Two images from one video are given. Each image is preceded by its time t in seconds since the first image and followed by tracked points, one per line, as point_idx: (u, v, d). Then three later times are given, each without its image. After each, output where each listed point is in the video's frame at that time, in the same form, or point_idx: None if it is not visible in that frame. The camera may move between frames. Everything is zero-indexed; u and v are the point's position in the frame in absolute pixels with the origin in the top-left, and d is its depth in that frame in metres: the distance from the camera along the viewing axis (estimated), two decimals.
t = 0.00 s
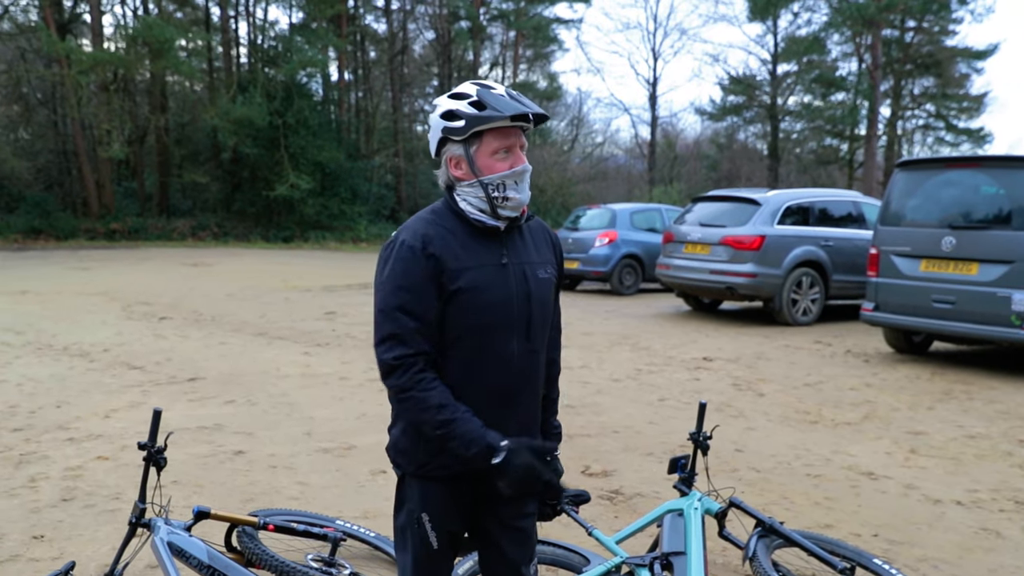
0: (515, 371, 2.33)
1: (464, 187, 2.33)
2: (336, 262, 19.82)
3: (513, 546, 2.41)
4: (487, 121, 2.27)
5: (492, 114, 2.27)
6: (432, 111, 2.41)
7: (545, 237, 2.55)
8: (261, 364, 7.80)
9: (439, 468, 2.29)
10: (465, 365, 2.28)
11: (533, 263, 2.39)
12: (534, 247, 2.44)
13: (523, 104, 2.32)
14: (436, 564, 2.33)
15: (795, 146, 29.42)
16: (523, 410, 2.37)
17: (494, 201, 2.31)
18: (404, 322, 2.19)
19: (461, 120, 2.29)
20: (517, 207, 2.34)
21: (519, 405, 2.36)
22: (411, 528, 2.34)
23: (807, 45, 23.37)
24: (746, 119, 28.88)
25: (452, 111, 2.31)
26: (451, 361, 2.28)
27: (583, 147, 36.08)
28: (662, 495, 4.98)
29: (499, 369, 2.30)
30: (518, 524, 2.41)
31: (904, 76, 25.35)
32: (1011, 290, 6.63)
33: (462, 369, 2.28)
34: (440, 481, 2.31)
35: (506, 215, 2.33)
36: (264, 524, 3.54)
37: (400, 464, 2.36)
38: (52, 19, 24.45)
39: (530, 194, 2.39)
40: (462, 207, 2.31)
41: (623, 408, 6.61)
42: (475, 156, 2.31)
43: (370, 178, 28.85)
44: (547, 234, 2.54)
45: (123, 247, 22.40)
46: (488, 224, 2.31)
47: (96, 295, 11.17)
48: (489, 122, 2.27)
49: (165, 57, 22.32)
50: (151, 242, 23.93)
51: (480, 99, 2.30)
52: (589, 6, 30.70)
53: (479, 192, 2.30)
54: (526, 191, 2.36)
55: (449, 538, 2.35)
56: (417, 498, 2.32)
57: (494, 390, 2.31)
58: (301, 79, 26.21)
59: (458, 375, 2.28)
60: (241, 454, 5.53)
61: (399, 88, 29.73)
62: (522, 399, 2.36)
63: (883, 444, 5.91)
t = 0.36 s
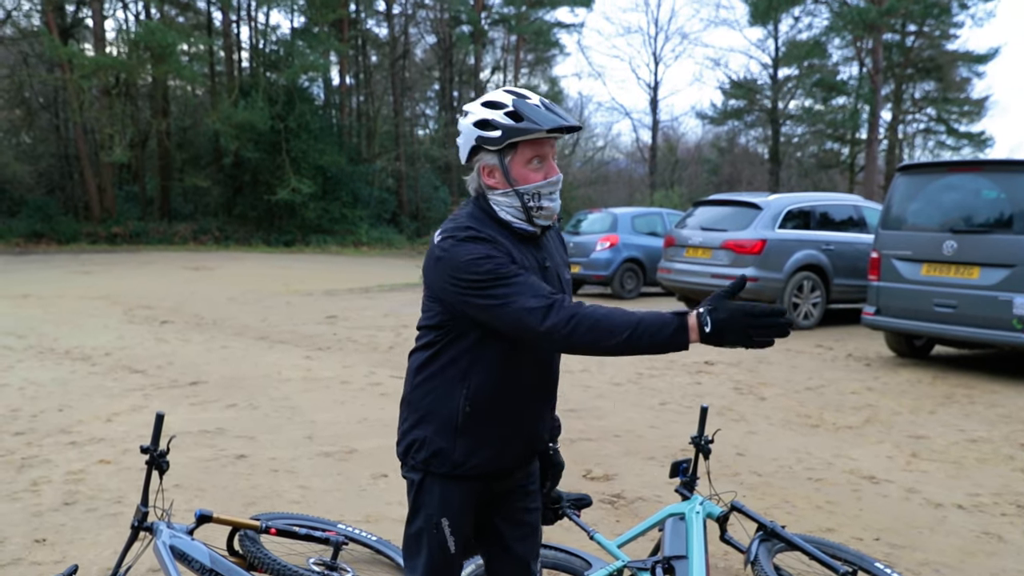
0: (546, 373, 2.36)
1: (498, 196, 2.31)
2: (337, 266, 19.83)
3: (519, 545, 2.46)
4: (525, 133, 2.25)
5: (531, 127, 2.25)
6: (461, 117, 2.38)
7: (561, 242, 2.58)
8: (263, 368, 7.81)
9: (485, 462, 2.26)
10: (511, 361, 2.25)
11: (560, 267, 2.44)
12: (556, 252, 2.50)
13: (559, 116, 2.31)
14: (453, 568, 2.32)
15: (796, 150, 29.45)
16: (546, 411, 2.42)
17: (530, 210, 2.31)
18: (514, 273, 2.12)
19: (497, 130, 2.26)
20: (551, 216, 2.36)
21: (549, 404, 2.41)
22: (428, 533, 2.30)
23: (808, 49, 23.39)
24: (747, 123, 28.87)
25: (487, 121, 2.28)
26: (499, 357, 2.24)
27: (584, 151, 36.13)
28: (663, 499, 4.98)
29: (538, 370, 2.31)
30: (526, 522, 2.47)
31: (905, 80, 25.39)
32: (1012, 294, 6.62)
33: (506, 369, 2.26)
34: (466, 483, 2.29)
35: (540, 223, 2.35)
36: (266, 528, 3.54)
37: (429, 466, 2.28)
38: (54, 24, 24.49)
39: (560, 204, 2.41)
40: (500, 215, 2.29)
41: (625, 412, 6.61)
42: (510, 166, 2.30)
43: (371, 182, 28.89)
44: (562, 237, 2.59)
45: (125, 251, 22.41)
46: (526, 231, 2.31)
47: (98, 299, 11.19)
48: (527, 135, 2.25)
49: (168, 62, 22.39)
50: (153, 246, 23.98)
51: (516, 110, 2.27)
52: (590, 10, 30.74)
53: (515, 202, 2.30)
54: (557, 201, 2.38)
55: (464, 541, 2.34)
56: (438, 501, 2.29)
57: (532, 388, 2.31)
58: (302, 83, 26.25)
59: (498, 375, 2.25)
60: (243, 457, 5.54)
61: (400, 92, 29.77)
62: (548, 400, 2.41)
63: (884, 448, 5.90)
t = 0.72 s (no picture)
0: (562, 380, 2.37)
1: (517, 200, 2.32)
2: (335, 270, 19.83)
3: (526, 550, 2.47)
4: (538, 138, 2.25)
5: (544, 132, 2.24)
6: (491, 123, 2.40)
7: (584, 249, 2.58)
8: (260, 372, 7.81)
9: (495, 464, 2.26)
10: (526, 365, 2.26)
11: (581, 274, 2.45)
12: (580, 260, 2.50)
13: (576, 122, 2.29)
14: (459, 570, 2.33)
15: (792, 154, 29.53)
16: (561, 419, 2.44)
17: (546, 215, 2.30)
18: (521, 272, 2.09)
19: (515, 135, 2.28)
20: (569, 223, 2.33)
21: (564, 411, 2.42)
22: (436, 533, 2.31)
23: (804, 53, 23.46)
24: (744, 127, 28.94)
25: (507, 126, 2.30)
26: (513, 360, 2.25)
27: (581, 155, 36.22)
28: (661, 503, 4.98)
29: (553, 376, 2.32)
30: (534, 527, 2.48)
31: (902, 84, 25.49)
32: (1008, 297, 6.64)
33: (521, 375, 2.26)
34: (476, 485, 2.30)
35: (558, 229, 2.33)
36: (263, 532, 3.54)
37: (439, 466, 2.29)
38: (52, 29, 24.49)
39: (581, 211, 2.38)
40: (518, 220, 2.30)
41: (622, 416, 6.61)
42: (527, 170, 2.31)
43: (369, 186, 28.83)
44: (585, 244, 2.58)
45: (122, 256, 22.39)
46: (544, 235, 2.31)
47: (95, 304, 11.18)
48: (540, 140, 2.25)
49: (165, 66, 22.45)
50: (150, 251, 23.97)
51: (534, 116, 2.28)
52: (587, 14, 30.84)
53: (531, 206, 2.29)
54: (576, 208, 2.35)
55: (471, 546, 2.34)
56: (446, 502, 2.29)
57: (548, 394, 2.32)
58: (300, 88, 26.22)
59: (514, 379, 2.26)
60: (240, 462, 5.53)
61: (398, 96, 29.84)
62: (563, 407, 2.42)
63: (881, 451, 5.91)
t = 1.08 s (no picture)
0: (542, 377, 2.36)
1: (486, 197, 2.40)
2: (326, 275, 19.79)
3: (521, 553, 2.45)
4: (509, 136, 2.32)
5: (514, 131, 2.31)
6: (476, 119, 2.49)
7: (571, 251, 2.59)
8: (251, 377, 7.80)
9: (468, 461, 2.27)
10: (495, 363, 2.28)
11: (562, 273, 2.46)
12: (562, 258, 2.50)
13: (547, 123, 2.36)
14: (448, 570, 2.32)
15: (783, 157, 29.57)
16: (546, 418, 2.42)
17: (512, 213, 2.36)
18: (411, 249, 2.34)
19: (489, 133, 2.35)
20: (537, 223, 2.37)
21: (547, 409, 2.41)
22: (423, 533, 2.32)
23: (794, 57, 23.53)
24: (735, 131, 29.01)
25: (484, 123, 2.37)
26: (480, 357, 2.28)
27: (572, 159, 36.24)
28: (651, 505, 4.99)
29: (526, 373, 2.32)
30: (527, 530, 2.46)
31: (891, 87, 25.60)
32: (997, 299, 6.67)
33: (489, 371, 2.28)
34: (459, 485, 2.30)
35: (526, 228, 2.37)
36: (253, 537, 3.54)
37: (422, 466, 2.31)
38: (42, 34, 24.42)
39: (552, 211, 2.42)
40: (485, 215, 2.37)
41: (613, 419, 6.62)
42: (499, 168, 2.38)
43: (360, 191, 28.78)
44: (574, 248, 2.60)
45: (112, 261, 22.29)
46: (512, 232, 2.35)
47: (86, 309, 11.15)
48: (510, 138, 2.32)
49: (155, 71, 22.40)
50: (141, 255, 23.89)
51: (509, 115, 2.36)
52: (578, 19, 30.89)
53: (498, 204, 2.36)
54: (544, 209, 2.39)
55: (460, 547, 2.34)
56: (432, 502, 2.31)
57: (525, 388, 2.33)
58: (291, 92, 26.26)
59: (484, 377, 2.28)
60: (231, 467, 5.52)
61: (389, 101, 29.86)
62: (547, 407, 2.41)
63: (872, 453, 5.93)
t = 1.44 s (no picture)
0: (505, 379, 2.39)
1: (463, 197, 2.44)
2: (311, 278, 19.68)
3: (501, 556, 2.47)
4: (495, 133, 2.40)
5: (500, 128, 2.40)
6: (434, 121, 2.51)
7: (538, 251, 2.64)
8: (236, 383, 7.77)
9: (429, 468, 2.31)
10: (453, 369, 2.33)
11: (525, 273, 2.50)
12: (526, 258, 2.55)
13: (526, 122, 2.47)
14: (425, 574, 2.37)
15: (767, 160, 29.71)
16: (515, 421, 2.45)
17: (492, 212, 2.42)
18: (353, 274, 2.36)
19: (467, 131, 2.40)
20: (513, 220, 2.46)
21: (513, 412, 2.44)
22: (399, 539, 2.36)
23: (778, 60, 23.67)
24: (719, 133, 29.13)
25: (460, 121, 2.42)
26: (436, 364, 2.33)
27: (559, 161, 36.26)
28: (636, 507, 5.00)
29: (486, 377, 2.36)
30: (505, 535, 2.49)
31: (874, 90, 25.77)
32: (977, 299, 6.72)
33: (446, 377, 2.32)
34: (429, 491, 2.34)
35: (501, 226, 2.45)
36: (237, 542, 3.53)
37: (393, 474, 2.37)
38: (23, 38, 24.27)
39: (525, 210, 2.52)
40: (459, 216, 2.42)
41: (598, 422, 6.63)
42: (477, 166, 2.42)
43: (345, 194, 28.73)
44: (541, 247, 2.66)
45: (96, 267, 22.14)
46: (481, 232, 2.42)
47: (68, 315, 11.07)
48: (496, 135, 2.40)
49: (139, 75, 22.29)
50: (124, 261, 23.76)
51: (487, 112, 2.43)
52: (562, 22, 30.99)
53: (478, 203, 2.42)
54: (521, 207, 2.48)
55: (437, 550, 2.38)
56: (405, 508, 2.35)
57: (485, 393, 2.36)
58: (276, 96, 26.22)
59: (444, 382, 2.32)
60: (215, 472, 5.50)
61: (374, 104, 29.89)
62: (514, 410, 2.44)
63: (854, 453, 5.96)
